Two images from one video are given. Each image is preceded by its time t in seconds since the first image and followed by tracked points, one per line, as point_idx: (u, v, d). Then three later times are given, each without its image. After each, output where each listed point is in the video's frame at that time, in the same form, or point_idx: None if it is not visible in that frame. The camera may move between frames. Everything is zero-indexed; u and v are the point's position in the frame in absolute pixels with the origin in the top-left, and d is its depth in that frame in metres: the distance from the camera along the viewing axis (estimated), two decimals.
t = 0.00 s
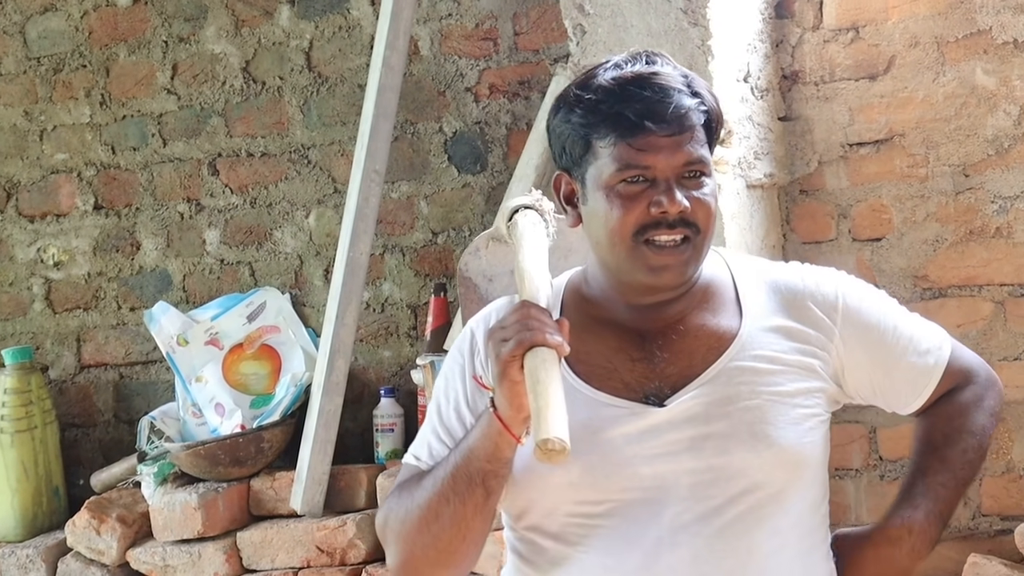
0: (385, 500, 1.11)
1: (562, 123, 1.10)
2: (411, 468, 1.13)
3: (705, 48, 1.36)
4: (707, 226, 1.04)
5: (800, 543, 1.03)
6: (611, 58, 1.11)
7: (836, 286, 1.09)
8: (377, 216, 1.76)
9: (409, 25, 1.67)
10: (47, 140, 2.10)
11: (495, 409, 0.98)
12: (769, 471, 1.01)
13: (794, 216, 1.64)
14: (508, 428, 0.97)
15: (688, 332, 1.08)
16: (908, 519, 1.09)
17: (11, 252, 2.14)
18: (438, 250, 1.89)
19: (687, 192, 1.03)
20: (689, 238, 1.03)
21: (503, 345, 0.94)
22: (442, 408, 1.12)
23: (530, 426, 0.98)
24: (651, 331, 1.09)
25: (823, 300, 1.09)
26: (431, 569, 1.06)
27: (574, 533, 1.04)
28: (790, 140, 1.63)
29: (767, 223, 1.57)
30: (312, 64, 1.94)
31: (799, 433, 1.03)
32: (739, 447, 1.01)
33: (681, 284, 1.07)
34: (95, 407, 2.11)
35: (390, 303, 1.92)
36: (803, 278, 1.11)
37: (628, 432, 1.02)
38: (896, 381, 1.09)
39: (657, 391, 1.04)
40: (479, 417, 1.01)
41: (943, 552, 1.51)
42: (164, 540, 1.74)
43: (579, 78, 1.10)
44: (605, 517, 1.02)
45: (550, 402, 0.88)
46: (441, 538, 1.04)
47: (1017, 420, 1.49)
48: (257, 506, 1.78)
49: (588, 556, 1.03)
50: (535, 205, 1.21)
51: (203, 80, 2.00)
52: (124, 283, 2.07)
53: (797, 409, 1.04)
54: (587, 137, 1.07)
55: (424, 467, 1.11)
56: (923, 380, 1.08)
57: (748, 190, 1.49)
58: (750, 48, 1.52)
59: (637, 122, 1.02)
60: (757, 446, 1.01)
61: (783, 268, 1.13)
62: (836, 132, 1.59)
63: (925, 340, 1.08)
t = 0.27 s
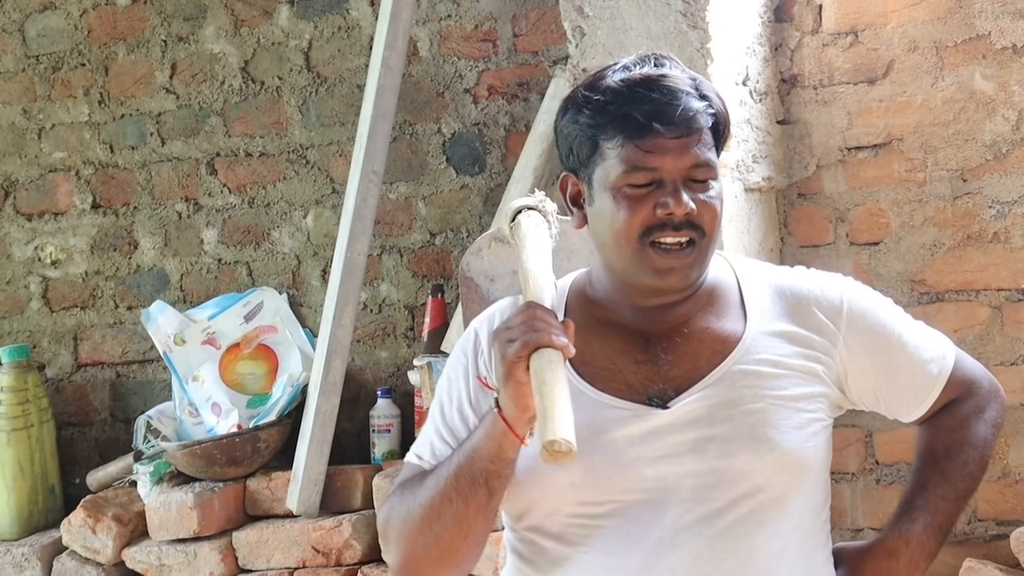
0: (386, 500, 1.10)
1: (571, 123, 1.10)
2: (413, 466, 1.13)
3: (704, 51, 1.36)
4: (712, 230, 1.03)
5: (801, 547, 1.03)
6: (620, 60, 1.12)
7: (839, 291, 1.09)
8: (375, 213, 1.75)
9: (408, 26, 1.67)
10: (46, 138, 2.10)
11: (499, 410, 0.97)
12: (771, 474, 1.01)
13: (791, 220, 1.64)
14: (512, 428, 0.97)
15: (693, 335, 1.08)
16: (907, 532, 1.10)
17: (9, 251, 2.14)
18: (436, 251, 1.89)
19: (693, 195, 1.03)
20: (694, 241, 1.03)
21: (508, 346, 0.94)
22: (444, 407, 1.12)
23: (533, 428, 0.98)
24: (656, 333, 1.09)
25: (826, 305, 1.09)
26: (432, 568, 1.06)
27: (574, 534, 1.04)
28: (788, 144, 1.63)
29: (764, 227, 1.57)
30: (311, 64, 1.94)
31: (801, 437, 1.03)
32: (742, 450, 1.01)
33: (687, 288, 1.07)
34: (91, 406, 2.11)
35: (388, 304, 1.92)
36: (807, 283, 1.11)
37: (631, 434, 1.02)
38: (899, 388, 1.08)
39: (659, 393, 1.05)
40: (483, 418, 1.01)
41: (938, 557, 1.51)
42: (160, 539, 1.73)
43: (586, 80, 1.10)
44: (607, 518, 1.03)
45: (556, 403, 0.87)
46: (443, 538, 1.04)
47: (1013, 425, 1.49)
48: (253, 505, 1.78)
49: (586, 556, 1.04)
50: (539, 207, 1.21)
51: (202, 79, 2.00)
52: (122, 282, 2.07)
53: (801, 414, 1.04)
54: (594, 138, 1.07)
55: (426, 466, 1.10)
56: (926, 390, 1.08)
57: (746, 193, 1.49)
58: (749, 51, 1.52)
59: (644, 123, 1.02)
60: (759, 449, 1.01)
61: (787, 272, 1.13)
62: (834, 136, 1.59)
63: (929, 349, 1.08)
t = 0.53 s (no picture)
0: (386, 502, 1.10)
1: (579, 108, 1.16)
2: (412, 468, 1.13)
3: (703, 53, 1.36)
4: (715, 200, 1.05)
5: (798, 551, 1.03)
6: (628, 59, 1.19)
7: (840, 292, 1.09)
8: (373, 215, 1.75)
9: (408, 27, 1.67)
10: (45, 139, 2.10)
11: (497, 409, 0.98)
12: (770, 477, 1.01)
13: (791, 222, 1.64)
14: (511, 428, 0.97)
15: (692, 333, 1.08)
16: (908, 541, 1.10)
17: (8, 251, 2.14)
18: (435, 252, 1.89)
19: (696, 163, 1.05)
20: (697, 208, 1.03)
21: (506, 344, 0.94)
22: (444, 408, 1.12)
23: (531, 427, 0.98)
24: (655, 333, 1.10)
25: (826, 307, 1.09)
26: (432, 570, 1.05)
27: (574, 535, 1.04)
28: (787, 146, 1.63)
29: (764, 229, 1.57)
30: (311, 65, 1.94)
31: (800, 439, 1.03)
32: (742, 452, 1.01)
33: (686, 265, 1.06)
34: (90, 406, 2.11)
35: (387, 305, 1.92)
36: (808, 285, 1.11)
37: (631, 436, 1.02)
38: (900, 389, 1.08)
39: (660, 394, 1.05)
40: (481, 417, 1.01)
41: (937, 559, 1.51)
42: (158, 540, 1.73)
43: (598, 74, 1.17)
44: (607, 519, 1.02)
45: (553, 401, 0.88)
46: (442, 538, 1.03)
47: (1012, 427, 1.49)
48: (252, 506, 1.78)
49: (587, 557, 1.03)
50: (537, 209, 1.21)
51: (202, 79, 2.00)
52: (121, 282, 2.07)
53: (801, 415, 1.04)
54: (602, 115, 1.11)
55: (426, 469, 1.11)
56: (929, 390, 1.08)
57: (745, 195, 1.49)
58: (748, 53, 1.52)
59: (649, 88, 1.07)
60: (758, 451, 1.01)
61: (788, 275, 1.13)
62: (834, 138, 1.59)
63: (931, 349, 1.07)
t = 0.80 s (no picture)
0: (383, 489, 1.09)
1: (589, 103, 1.20)
2: (408, 457, 1.12)
3: (703, 53, 1.36)
4: (720, 191, 1.09)
5: (791, 553, 1.03)
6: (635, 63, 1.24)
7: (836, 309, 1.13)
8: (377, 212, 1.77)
9: (408, 28, 1.67)
10: (45, 138, 2.10)
11: (500, 386, 0.98)
12: (771, 474, 1.01)
13: (791, 223, 1.64)
14: (514, 405, 0.98)
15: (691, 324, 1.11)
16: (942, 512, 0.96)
17: (8, 251, 2.14)
18: (435, 252, 1.89)
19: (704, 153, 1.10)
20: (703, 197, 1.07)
21: (510, 320, 0.95)
22: (441, 397, 1.13)
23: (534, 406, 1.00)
24: (658, 325, 1.11)
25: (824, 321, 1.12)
26: (429, 556, 1.04)
27: (576, 533, 1.01)
28: (787, 147, 1.63)
29: (764, 230, 1.57)
30: (311, 65, 1.94)
31: (798, 437, 1.04)
32: (744, 447, 1.01)
33: (688, 262, 1.09)
34: (90, 406, 2.11)
35: (386, 305, 1.92)
36: (809, 297, 1.14)
37: (634, 427, 1.02)
38: (890, 408, 1.08)
39: (662, 385, 1.05)
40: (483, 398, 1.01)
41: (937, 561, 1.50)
42: (157, 540, 1.73)
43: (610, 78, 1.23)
44: (613, 514, 1.01)
45: (557, 359, 0.88)
46: (441, 522, 1.03)
47: (1011, 429, 1.50)
48: (251, 506, 1.78)
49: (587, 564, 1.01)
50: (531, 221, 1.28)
51: (203, 79, 2.00)
52: (120, 282, 2.07)
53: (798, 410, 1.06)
54: (613, 107, 1.16)
55: (422, 457, 1.10)
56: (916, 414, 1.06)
57: (745, 196, 1.49)
58: (748, 54, 1.52)
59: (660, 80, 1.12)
60: (760, 445, 1.02)
61: (788, 285, 1.16)
62: (834, 139, 1.60)
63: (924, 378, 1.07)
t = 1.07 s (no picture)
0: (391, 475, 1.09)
1: (621, 109, 1.10)
2: (416, 445, 1.10)
3: (703, 53, 1.36)
4: (737, 241, 1.05)
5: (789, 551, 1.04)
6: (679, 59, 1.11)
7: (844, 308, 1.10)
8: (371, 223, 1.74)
9: (408, 28, 1.67)
10: (44, 138, 2.10)
11: (510, 371, 0.98)
12: (765, 479, 1.02)
13: (789, 223, 1.64)
14: (523, 392, 0.98)
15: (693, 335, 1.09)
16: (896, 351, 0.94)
17: (6, 250, 2.14)
18: (434, 253, 1.89)
19: (729, 203, 1.03)
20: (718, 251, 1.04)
21: (525, 305, 0.95)
22: (449, 385, 1.12)
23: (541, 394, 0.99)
24: (663, 333, 1.10)
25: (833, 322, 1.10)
26: (435, 542, 1.04)
27: (573, 527, 1.03)
28: (786, 147, 1.63)
29: (763, 230, 1.57)
30: (310, 65, 1.94)
31: (796, 442, 1.04)
32: (740, 453, 1.01)
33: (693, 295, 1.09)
34: (88, 405, 2.11)
35: (385, 305, 1.92)
36: (811, 297, 1.13)
37: (631, 432, 1.02)
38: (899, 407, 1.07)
39: (662, 391, 1.05)
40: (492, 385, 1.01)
41: (935, 561, 1.51)
42: (156, 540, 1.73)
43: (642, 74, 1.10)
44: (608, 509, 1.02)
45: (573, 344, 0.89)
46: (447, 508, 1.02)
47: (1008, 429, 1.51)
48: (250, 506, 1.78)
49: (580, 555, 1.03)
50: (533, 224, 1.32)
51: (202, 79, 2.00)
52: (119, 281, 2.07)
53: (797, 406, 1.05)
54: (640, 127, 1.06)
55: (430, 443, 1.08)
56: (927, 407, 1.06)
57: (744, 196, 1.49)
58: (748, 55, 1.52)
59: (700, 119, 1.02)
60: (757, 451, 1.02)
61: (789, 287, 1.15)
62: (832, 140, 1.60)
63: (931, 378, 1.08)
